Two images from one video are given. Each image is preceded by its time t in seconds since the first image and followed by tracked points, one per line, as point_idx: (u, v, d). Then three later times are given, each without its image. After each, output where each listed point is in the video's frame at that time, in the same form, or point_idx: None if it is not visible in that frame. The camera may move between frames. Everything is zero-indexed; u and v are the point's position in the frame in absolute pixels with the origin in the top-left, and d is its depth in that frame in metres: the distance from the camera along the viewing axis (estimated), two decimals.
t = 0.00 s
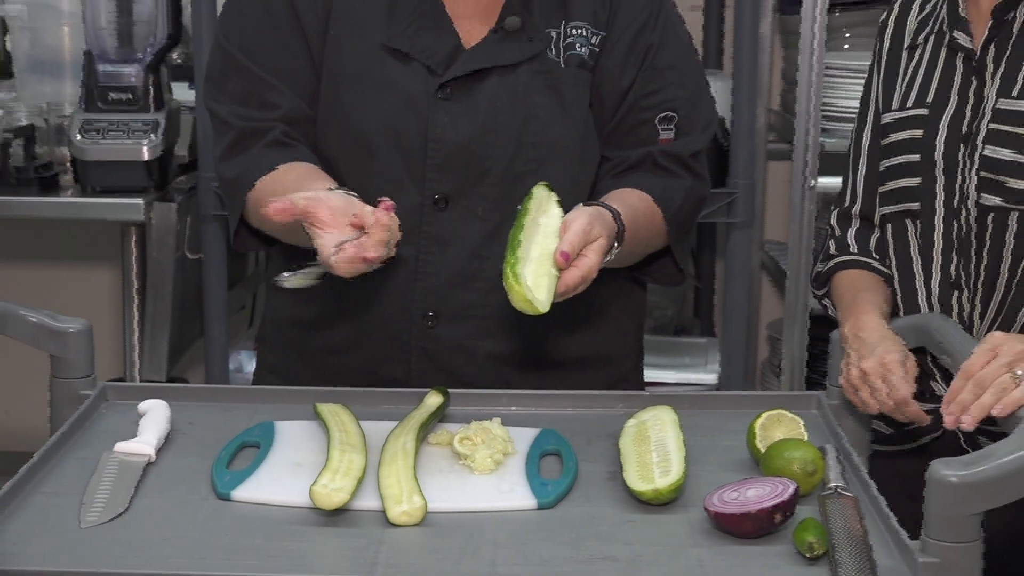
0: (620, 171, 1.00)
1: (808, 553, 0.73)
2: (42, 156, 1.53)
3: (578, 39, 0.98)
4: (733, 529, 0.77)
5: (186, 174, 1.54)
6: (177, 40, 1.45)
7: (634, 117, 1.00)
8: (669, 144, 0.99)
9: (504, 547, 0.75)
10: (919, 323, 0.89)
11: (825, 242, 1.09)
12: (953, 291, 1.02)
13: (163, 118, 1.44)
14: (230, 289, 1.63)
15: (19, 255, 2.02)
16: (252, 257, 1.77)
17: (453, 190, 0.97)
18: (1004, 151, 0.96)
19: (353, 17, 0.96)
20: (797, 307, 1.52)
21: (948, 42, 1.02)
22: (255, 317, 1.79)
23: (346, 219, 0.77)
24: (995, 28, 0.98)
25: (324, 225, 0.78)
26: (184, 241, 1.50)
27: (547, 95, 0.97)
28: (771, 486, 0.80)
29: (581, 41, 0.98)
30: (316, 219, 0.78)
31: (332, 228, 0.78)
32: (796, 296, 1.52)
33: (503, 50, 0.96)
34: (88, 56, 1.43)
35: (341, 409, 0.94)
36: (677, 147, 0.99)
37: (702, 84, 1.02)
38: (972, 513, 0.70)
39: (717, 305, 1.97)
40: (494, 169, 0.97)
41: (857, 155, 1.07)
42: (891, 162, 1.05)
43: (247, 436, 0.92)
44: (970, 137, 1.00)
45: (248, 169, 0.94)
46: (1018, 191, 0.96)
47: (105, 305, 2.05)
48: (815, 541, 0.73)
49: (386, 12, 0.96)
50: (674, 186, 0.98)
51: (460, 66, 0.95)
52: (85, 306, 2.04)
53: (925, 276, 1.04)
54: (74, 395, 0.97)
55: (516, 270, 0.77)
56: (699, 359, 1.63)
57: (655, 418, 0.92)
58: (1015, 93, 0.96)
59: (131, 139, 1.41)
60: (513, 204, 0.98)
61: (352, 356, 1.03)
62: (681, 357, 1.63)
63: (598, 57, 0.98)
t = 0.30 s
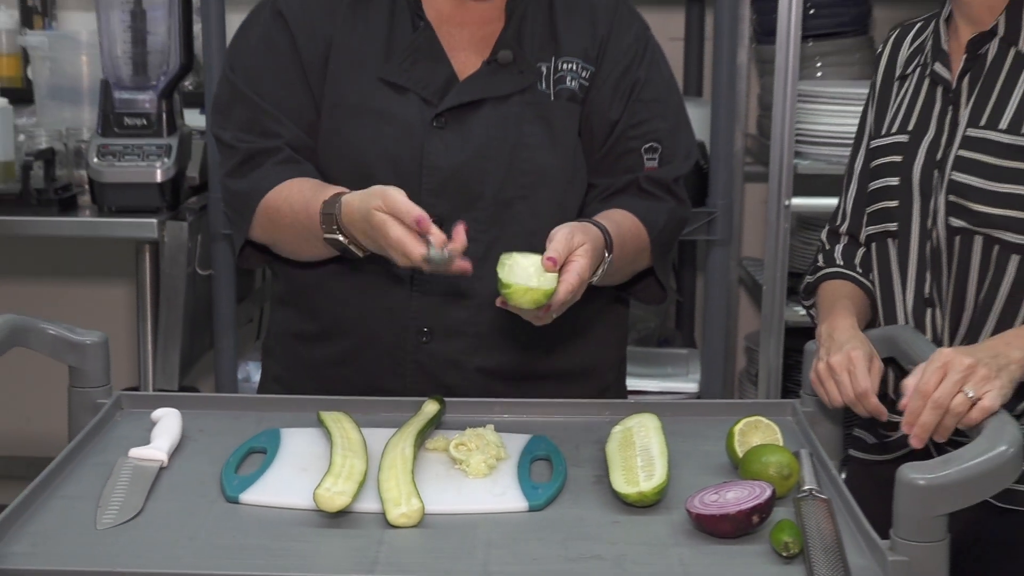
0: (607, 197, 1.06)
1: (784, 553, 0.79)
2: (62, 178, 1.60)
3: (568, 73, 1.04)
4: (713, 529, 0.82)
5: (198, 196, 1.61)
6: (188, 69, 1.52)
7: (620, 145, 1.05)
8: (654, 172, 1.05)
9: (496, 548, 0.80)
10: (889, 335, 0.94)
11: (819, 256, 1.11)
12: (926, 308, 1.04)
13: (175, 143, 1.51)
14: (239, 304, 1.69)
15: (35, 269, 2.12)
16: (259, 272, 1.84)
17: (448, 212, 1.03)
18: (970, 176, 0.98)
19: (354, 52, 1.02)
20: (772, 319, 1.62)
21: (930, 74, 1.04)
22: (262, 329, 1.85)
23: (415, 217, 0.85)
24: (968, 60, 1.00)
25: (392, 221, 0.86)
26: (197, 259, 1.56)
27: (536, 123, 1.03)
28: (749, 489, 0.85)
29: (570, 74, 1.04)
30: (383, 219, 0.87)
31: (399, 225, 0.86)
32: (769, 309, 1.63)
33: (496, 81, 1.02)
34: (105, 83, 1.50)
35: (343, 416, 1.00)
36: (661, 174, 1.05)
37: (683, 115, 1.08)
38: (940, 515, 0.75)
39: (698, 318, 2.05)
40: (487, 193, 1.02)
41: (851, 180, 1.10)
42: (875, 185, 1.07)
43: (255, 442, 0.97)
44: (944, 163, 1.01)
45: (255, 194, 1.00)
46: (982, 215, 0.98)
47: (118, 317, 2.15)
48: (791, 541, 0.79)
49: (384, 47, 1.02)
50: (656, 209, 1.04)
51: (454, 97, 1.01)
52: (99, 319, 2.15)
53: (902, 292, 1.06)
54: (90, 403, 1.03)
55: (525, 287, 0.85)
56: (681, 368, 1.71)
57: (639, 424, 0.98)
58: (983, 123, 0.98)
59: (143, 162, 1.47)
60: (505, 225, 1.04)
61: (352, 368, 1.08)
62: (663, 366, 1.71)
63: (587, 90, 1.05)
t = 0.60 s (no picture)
0: (591, 212, 1.13)
1: (762, 553, 0.84)
2: (79, 201, 1.64)
3: (553, 96, 1.10)
4: (695, 530, 0.87)
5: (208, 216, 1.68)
6: (200, 97, 1.60)
7: (603, 163, 1.12)
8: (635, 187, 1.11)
9: (490, 548, 0.86)
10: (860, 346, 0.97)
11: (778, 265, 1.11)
12: (888, 312, 1.05)
13: (187, 166, 1.59)
14: (249, 317, 1.76)
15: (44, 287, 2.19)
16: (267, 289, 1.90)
17: (441, 229, 1.09)
18: (933, 189, 1.01)
19: (349, 79, 1.08)
20: (750, 331, 1.70)
21: (891, 93, 1.06)
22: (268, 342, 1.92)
23: (375, 248, 0.92)
24: (929, 79, 1.03)
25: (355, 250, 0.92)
26: (207, 275, 1.63)
27: (523, 144, 1.10)
28: (729, 492, 0.91)
29: (555, 97, 1.10)
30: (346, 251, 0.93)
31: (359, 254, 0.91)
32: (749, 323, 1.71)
33: (485, 105, 1.08)
34: (122, 112, 1.60)
35: (345, 424, 1.06)
36: (642, 190, 1.10)
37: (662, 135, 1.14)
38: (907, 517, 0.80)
39: (682, 330, 2.12)
40: (478, 210, 1.08)
41: (809, 193, 1.10)
42: (836, 197, 1.08)
43: (262, 449, 1.03)
44: (906, 176, 1.04)
45: (258, 213, 1.06)
46: (943, 225, 1.01)
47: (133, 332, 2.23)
48: (768, 541, 0.84)
49: (378, 73, 1.08)
50: (639, 223, 1.10)
51: (446, 119, 1.07)
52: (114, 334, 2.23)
53: (863, 300, 1.06)
54: (106, 412, 1.09)
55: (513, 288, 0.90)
56: (665, 378, 1.78)
57: (625, 431, 1.04)
58: (945, 139, 1.01)
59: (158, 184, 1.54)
60: (495, 240, 1.10)
61: (353, 377, 1.15)
62: (648, 376, 1.78)
63: (571, 112, 1.11)
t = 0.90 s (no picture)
0: (571, 227, 1.19)
1: (738, 551, 0.89)
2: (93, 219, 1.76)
3: (534, 119, 1.16)
4: (673, 529, 0.93)
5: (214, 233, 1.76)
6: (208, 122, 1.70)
7: (582, 182, 1.18)
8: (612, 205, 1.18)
9: (480, 547, 0.91)
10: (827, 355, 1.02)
11: (738, 285, 1.16)
12: (845, 326, 1.11)
13: (194, 186, 1.66)
14: (252, 329, 1.84)
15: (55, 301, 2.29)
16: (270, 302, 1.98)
17: (429, 244, 1.15)
18: (895, 211, 1.06)
19: (342, 105, 1.15)
20: (725, 341, 1.80)
21: (848, 123, 1.12)
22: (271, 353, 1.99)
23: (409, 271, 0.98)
24: (887, 110, 1.09)
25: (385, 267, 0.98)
26: (213, 290, 1.70)
27: (505, 163, 1.16)
28: (707, 493, 0.96)
29: (536, 120, 1.16)
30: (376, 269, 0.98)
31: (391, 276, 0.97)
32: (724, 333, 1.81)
33: (469, 128, 1.15)
34: (133, 135, 1.66)
35: (343, 430, 1.12)
36: (620, 207, 1.17)
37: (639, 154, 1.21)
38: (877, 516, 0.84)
39: (661, 340, 2.21)
40: (464, 226, 1.15)
41: (766, 216, 1.17)
42: (795, 220, 1.14)
43: (265, 454, 1.09)
44: (868, 200, 1.09)
45: (258, 231, 1.12)
46: (906, 244, 1.06)
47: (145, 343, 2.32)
48: (743, 540, 0.89)
49: (369, 100, 1.15)
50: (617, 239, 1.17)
51: (434, 142, 1.14)
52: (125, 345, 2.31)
53: (820, 315, 1.13)
54: (117, 419, 1.15)
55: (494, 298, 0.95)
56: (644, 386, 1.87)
57: (608, 436, 1.10)
58: (906, 164, 1.07)
59: (167, 204, 1.62)
60: (480, 255, 1.16)
61: (349, 385, 1.21)
62: (629, 384, 1.87)
63: (552, 134, 1.17)
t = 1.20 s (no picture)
0: (555, 240, 1.25)
1: (716, 549, 0.95)
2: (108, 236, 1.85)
3: (521, 140, 1.23)
4: (656, 529, 0.99)
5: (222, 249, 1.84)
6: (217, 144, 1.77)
7: (565, 197, 1.25)
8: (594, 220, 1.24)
9: (475, 547, 0.97)
10: (799, 364, 1.09)
11: (708, 297, 1.23)
12: (809, 333, 1.18)
13: (204, 205, 1.73)
14: (259, 340, 1.91)
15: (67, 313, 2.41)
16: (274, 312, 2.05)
17: (424, 258, 1.21)
18: (856, 224, 1.13)
19: (340, 129, 1.21)
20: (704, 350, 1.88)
21: (810, 143, 1.19)
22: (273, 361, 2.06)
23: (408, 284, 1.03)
24: (847, 130, 1.16)
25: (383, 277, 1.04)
26: (221, 302, 1.76)
27: (493, 182, 1.23)
28: (688, 495, 1.02)
29: (523, 141, 1.23)
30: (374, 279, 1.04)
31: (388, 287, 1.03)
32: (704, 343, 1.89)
33: (459, 149, 1.22)
34: (144, 157, 1.74)
35: (344, 436, 1.18)
36: (601, 221, 1.23)
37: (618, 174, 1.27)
38: (847, 515, 0.89)
39: (644, 349, 2.29)
40: (456, 242, 1.22)
41: (732, 231, 1.23)
42: (760, 232, 1.21)
43: (270, 458, 1.15)
44: (829, 215, 1.16)
45: (263, 248, 1.18)
46: (865, 255, 1.13)
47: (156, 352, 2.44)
48: (722, 539, 0.95)
49: (364, 123, 1.22)
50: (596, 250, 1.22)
51: (427, 162, 1.20)
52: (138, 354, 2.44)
53: (785, 323, 1.19)
54: (130, 426, 1.21)
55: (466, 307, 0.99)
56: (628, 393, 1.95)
57: (594, 440, 1.16)
58: (867, 181, 1.14)
59: (176, 221, 1.69)
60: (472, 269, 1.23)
61: (349, 392, 1.28)
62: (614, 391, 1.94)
63: (537, 154, 1.24)
